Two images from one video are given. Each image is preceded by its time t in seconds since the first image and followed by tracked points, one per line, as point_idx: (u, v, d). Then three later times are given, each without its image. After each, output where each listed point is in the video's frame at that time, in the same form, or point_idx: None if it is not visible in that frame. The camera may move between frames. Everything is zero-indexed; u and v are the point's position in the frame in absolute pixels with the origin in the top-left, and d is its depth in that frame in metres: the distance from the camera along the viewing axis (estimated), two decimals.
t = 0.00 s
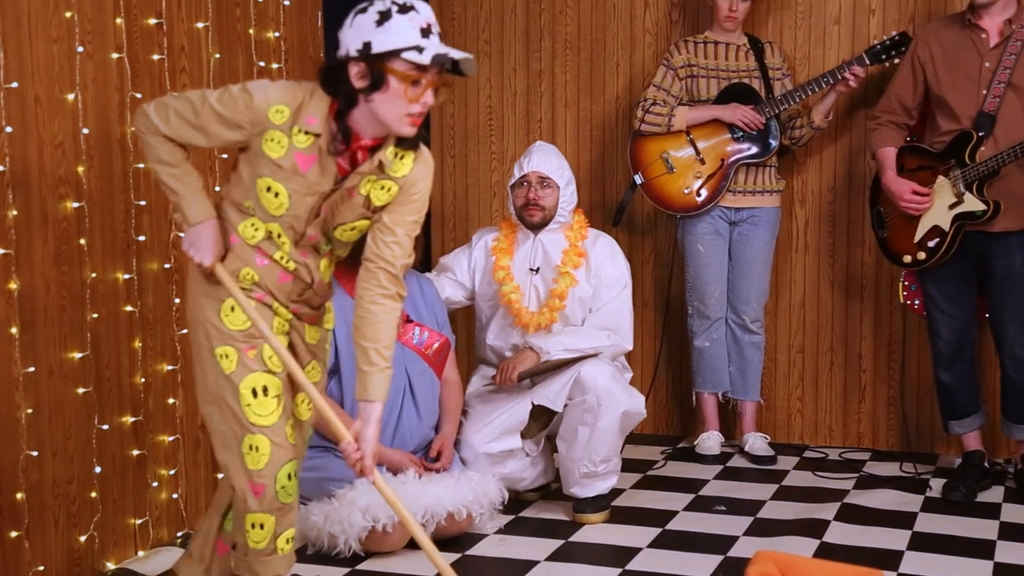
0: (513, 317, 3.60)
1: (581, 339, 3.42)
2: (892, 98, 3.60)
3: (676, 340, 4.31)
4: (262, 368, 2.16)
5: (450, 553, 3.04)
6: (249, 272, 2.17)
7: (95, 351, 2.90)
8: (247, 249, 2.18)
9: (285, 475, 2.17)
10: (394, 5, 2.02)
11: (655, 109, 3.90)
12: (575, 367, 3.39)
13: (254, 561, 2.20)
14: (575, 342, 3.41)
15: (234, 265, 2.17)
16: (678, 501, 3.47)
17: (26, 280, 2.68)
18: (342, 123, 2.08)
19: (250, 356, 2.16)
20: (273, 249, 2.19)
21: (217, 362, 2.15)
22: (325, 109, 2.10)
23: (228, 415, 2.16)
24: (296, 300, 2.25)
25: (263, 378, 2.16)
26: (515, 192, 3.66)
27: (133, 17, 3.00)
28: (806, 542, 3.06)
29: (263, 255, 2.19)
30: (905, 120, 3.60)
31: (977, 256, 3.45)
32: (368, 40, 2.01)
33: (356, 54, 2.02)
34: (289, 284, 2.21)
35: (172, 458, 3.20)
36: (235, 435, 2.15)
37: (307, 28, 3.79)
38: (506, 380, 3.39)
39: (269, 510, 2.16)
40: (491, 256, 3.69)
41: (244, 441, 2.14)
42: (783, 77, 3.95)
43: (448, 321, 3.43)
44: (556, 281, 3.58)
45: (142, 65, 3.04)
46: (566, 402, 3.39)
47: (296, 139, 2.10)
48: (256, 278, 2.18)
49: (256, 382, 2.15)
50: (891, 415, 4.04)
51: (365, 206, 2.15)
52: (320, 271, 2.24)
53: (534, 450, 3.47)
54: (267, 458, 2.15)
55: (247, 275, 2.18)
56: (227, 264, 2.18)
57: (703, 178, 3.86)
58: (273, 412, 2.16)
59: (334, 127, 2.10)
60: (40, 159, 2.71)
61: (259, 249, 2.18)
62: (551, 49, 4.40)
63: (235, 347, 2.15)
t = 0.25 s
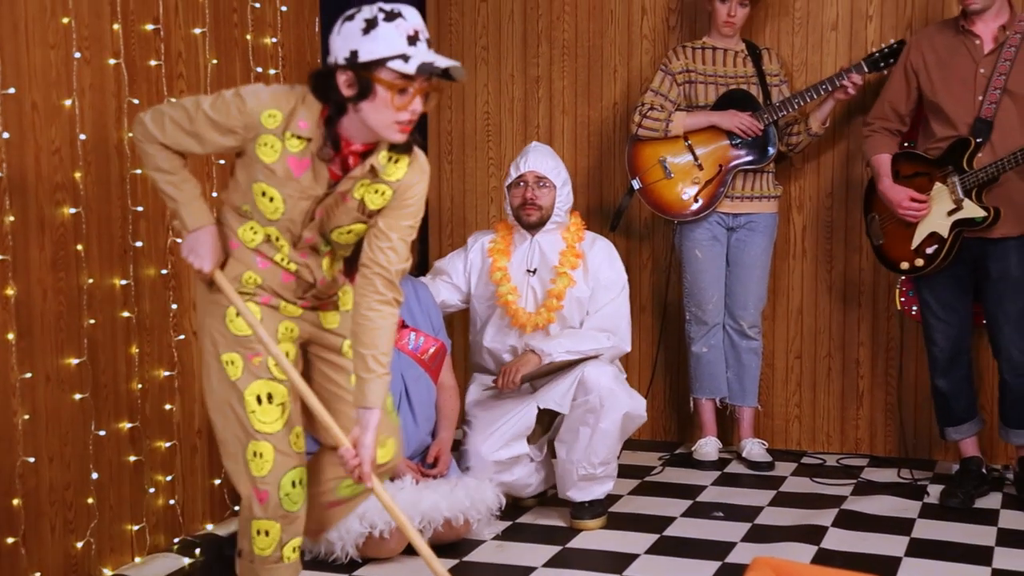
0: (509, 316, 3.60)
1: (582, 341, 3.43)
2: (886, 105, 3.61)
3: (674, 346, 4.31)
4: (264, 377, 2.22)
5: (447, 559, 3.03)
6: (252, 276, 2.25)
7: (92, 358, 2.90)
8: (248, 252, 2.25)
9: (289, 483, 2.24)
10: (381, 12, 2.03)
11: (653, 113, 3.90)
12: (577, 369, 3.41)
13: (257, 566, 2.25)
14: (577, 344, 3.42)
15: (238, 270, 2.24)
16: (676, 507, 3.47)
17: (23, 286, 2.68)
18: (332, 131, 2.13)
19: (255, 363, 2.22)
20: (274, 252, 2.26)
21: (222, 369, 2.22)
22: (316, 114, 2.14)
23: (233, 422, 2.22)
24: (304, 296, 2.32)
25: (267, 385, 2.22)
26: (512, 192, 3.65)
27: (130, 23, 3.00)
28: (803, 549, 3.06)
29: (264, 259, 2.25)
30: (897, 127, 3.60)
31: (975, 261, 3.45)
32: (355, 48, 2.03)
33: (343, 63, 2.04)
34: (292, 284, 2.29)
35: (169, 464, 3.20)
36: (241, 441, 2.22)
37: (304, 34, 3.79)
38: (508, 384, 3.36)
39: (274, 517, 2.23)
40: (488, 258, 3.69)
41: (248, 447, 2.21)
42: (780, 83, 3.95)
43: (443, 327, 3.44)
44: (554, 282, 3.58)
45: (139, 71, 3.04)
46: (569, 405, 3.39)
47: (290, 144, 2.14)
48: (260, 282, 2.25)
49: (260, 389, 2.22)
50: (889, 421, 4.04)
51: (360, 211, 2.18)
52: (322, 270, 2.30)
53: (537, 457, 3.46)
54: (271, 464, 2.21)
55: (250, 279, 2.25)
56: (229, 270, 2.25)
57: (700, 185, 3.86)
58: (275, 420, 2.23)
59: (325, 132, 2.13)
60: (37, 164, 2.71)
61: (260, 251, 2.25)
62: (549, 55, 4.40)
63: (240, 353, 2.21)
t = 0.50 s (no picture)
0: (509, 317, 3.59)
1: (585, 345, 3.46)
2: (883, 110, 3.61)
3: (671, 350, 4.31)
4: (282, 384, 2.20)
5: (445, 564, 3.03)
6: (269, 279, 2.23)
7: (90, 363, 2.90)
8: (263, 255, 2.24)
9: (304, 490, 2.22)
10: (394, 9, 2.07)
11: (650, 117, 3.90)
12: (584, 373, 3.42)
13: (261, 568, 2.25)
14: (580, 348, 3.45)
15: (255, 273, 2.23)
16: (674, 512, 3.47)
17: (20, 291, 2.68)
18: (344, 126, 2.14)
19: (274, 370, 2.20)
20: (290, 253, 2.25)
21: (241, 374, 2.20)
22: (328, 111, 2.16)
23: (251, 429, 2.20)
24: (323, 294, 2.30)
25: (285, 392, 2.20)
26: (512, 193, 3.66)
27: (127, 28, 3.00)
28: (801, 553, 3.06)
29: (280, 260, 2.24)
30: (895, 131, 3.60)
31: (976, 265, 3.46)
32: (368, 44, 2.06)
33: (356, 58, 2.07)
34: (310, 284, 2.28)
35: (167, 469, 3.20)
36: (258, 449, 2.20)
37: (302, 39, 3.79)
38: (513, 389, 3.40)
39: (287, 524, 2.22)
40: (488, 260, 3.67)
41: (263, 454, 2.19)
42: (778, 88, 3.96)
43: (439, 331, 3.43)
44: (555, 283, 3.58)
45: (137, 76, 3.03)
46: (574, 410, 3.40)
47: (301, 141, 2.16)
48: (277, 285, 2.24)
49: (279, 396, 2.20)
50: (887, 425, 4.04)
51: (371, 209, 2.19)
52: (338, 268, 2.29)
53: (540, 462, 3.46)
54: (286, 472, 2.20)
55: (268, 283, 2.23)
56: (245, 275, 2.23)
57: (698, 189, 3.86)
58: (293, 427, 2.21)
59: (338, 128, 2.15)
60: (34, 169, 2.71)
61: (276, 253, 2.24)
62: (547, 59, 4.40)
63: (259, 359, 2.20)
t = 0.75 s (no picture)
0: (509, 318, 3.59)
1: (584, 347, 3.45)
2: (884, 113, 3.61)
3: (670, 353, 4.32)
4: (310, 393, 2.20)
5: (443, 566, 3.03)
6: (306, 288, 2.24)
7: (88, 366, 2.90)
8: (302, 263, 2.25)
9: (326, 502, 2.22)
10: (428, 17, 2.09)
11: (645, 121, 3.90)
12: (585, 374, 3.44)
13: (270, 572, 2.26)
14: (579, 351, 3.44)
15: (292, 282, 2.24)
16: (673, 514, 3.47)
17: (18, 294, 2.68)
18: (378, 132, 2.16)
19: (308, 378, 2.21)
20: (327, 262, 2.25)
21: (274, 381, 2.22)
22: (364, 117, 2.18)
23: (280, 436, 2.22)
24: (360, 307, 2.30)
25: (315, 401, 2.21)
26: (512, 193, 3.66)
27: (126, 31, 3.00)
28: (799, 555, 3.07)
29: (318, 269, 2.25)
30: (897, 135, 3.60)
31: (976, 268, 3.46)
32: (401, 50, 2.08)
33: (391, 64, 2.09)
34: (346, 295, 2.27)
35: (165, 472, 3.20)
36: (286, 456, 2.21)
37: (300, 42, 3.79)
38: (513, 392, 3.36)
39: (307, 532, 2.22)
40: (487, 261, 3.67)
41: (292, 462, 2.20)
42: (776, 91, 3.96)
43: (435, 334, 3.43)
44: (554, 284, 3.58)
45: (135, 79, 3.04)
46: (574, 411, 3.41)
47: (338, 148, 2.18)
48: (314, 294, 2.25)
49: (309, 404, 2.20)
50: (885, 428, 4.04)
51: (407, 219, 2.20)
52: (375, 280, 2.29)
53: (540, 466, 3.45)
54: (312, 481, 2.20)
55: (304, 291, 2.24)
56: (283, 283, 2.25)
57: (698, 192, 3.86)
58: (320, 437, 2.20)
59: (371, 134, 2.17)
60: (32, 172, 2.71)
61: (316, 262, 2.25)
62: (545, 62, 4.41)
63: (292, 366, 2.21)
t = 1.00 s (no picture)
0: (508, 322, 3.59)
1: (584, 348, 3.46)
2: (886, 114, 3.61)
3: (667, 354, 4.32)
4: (309, 391, 2.21)
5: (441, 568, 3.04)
6: (312, 287, 2.25)
7: (87, 368, 2.90)
8: (313, 261, 2.26)
9: (321, 501, 2.21)
10: (492, 32, 2.13)
11: (638, 125, 3.92)
12: (586, 374, 3.45)
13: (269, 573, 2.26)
14: (581, 351, 3.46)
15: (300, 279, 2.25)
16: (670, 515, 3.48)
17: (16, 297, 2.69)
18: (422, 133, 2.17)
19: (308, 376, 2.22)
20: (338, 261, 2.26)
21: (276, 378, 2.23)
22: (407, 120, 2.19)
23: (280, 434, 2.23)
24: (368, 309, 2.31)
25: (314, 399, 2.21)
26: (509, 195, 3.66)
27: (124, 34, 3.01)
28: (797, 556, 3.07)
29: (327, 268, 2.26)
30: (899, 136, 3.60)
31: (974, 270, 3.47)
32: (461, 58, 2.11)
33: (447, 70, 2.11)
34: (355, 297, 2.28)
35: (164, 473, 3.20)
36: (284, 453, 2.22)
37: (298, 45, 3.80)
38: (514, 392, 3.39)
39: (301, 531, 2.22)
40: (484, 264, 3.67)
41: (290, 460, 2.20)
42: (774, 94, 3.97)
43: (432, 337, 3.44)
44: (551, 286, 3.59)
45: (133, 81, 3.04)
46: (576, 411, 3.42)
47: (374, 146, 2.18)
48: (320, 294, 2.25)
49: (308, 402, 2.21)
50: (882, 430, 4.05)
51: (429, 226, 2.21)
52: (384, 283, 2.30)
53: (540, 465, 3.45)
54: (308, 479, 2.20)
55: (311, 291, 2.25)
56: (291, 279, 2.26)
57: (696, 193, 3.86)
58: (318, 434, 2.21)
59: (411, 137, 2.18)
60: (31, 174, 2.71)
61: (326, 260, 2.26)
62: (542, 65, 4.41)
63: (293, 363, 2.22)
